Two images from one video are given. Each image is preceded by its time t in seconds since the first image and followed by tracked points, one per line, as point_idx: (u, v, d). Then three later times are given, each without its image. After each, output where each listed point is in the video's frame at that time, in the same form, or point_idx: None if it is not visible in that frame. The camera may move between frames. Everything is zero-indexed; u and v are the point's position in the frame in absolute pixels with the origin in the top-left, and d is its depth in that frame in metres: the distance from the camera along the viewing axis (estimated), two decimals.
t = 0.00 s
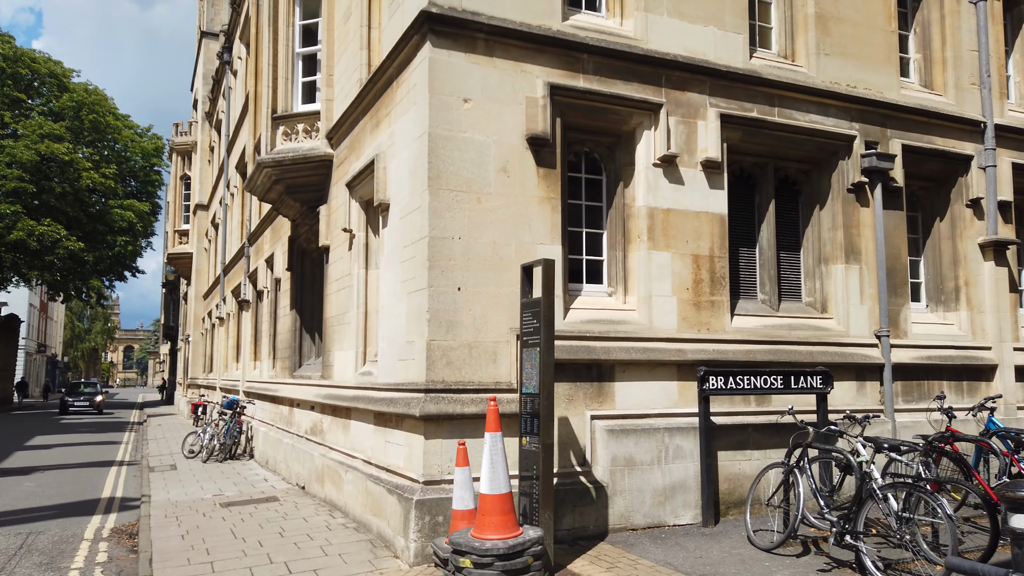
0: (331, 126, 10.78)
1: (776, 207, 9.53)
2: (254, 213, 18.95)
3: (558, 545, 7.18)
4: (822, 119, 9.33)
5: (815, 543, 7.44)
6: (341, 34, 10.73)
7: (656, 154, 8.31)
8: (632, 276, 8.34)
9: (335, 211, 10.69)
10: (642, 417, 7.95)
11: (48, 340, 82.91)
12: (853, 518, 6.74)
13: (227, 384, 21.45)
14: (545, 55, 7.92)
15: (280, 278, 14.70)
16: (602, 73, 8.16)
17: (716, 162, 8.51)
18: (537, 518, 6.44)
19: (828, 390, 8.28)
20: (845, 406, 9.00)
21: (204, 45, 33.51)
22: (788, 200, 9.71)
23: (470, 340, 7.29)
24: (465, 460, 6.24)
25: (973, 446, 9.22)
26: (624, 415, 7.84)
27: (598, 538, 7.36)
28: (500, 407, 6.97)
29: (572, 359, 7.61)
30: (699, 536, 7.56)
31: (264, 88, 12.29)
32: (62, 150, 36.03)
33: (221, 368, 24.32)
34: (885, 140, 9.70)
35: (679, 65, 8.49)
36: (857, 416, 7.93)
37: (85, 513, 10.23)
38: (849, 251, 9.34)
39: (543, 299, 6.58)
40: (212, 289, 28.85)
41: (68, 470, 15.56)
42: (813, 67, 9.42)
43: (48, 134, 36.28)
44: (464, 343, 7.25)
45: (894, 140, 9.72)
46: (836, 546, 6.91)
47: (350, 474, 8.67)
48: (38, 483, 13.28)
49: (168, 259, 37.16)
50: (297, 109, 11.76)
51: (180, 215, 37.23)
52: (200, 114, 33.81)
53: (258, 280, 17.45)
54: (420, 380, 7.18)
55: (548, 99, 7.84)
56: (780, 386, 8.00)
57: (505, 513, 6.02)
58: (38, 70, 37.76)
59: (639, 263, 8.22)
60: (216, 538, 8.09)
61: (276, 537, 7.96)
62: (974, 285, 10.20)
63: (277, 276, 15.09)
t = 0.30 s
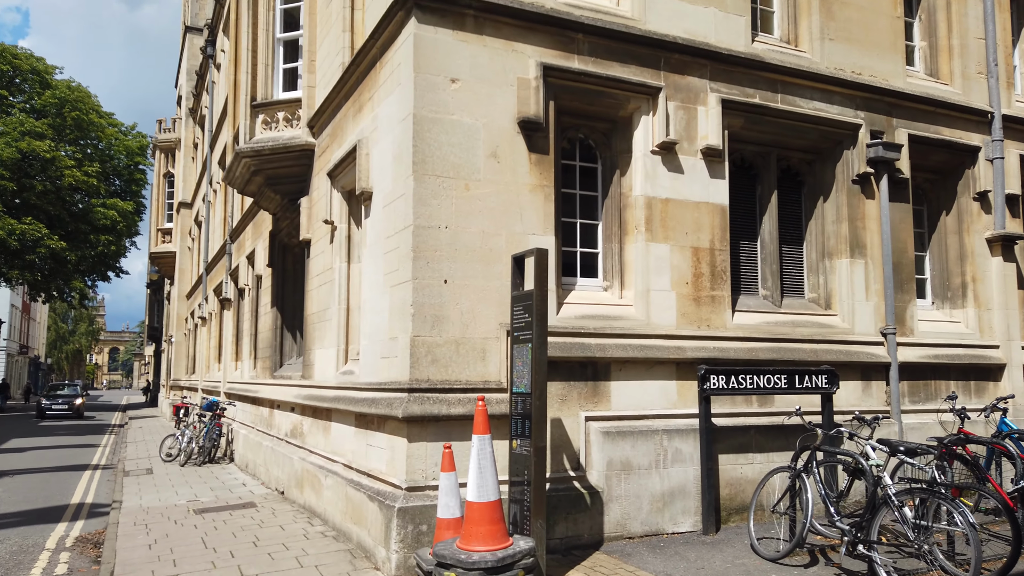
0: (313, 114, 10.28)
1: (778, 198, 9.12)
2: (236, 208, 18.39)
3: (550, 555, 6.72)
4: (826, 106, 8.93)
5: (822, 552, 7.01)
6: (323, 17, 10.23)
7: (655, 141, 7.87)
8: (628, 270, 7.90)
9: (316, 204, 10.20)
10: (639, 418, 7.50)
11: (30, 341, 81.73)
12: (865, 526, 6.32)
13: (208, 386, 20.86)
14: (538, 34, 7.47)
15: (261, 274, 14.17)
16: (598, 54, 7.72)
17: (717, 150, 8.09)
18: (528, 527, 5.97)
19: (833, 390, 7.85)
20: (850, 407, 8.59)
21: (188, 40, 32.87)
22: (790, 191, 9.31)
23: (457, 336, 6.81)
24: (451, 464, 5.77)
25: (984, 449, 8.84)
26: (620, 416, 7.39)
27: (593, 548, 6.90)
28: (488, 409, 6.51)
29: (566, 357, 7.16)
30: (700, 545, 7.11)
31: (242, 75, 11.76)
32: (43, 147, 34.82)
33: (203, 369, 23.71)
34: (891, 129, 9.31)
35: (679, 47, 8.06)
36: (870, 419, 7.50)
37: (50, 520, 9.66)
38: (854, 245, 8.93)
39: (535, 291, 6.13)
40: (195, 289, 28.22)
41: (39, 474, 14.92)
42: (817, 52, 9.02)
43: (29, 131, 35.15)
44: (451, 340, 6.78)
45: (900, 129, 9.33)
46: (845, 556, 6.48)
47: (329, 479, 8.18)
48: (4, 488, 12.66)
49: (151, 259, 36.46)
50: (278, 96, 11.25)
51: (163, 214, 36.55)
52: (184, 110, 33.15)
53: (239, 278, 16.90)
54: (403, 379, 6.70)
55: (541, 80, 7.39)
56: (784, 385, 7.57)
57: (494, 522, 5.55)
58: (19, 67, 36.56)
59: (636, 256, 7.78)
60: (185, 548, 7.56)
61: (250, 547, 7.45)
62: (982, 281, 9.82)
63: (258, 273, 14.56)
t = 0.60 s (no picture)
0: (281, 99, 9.79)
1: (768, 187, 8.75)
2: (208, 202, 17.80)
3: (528, 563, 6.29)
4: (818, 92, 8.57)
5: (816, 558, 6.63)
6: None
7: (640, 124, 7.47)
8: (612, 260, 7.49)
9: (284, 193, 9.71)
10: (624, 417, 7.09)
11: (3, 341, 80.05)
12: (864, 531, 5.95)
13: (180, 386, 20.23)
14: (517, 9, 7.04)
15: (231, 269, 13.63)
16: (580, 31, 7.30)
17: (705, 134, 7.70)
18: (504, 534, 5.53)
19: (825, 386, 7.48)
20: (842, 404, 8.22)
21: (163, 32, 32.10)
22: (780, 180, 8.94)
23: (429, 329, 6.36)
24: (420, 467, 5.33)
25: (981, 448, 8.51)
26: (602, 415, 6.98)
27: (574, 555, 6.47)
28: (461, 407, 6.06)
29: (545, 351, 6.73)
30: (687, 551, 6.70)
31: (209, 59, 11.24)
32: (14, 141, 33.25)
33: (176, 369, 23.03)
34: (884, 116, 8.97)
35: (665, 25, 7.67)
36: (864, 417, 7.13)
37: None
38: (846, 236, 8.57)
39: (512, 279, 5.69)
40: (168, 287, 27.50)
41: None
42: (807, 35, 8.66)
43: None
44: (422, 333, 6.33)
45: (893, 117, 8.99)
46: (842, 562, 6.10)
47: (295, 483, 7.69)
48: None
49: (125, 256, 35.62)
50: (245, 81, 10.76)
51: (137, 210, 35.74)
52: (159, 104, 32.38)
53: (211, 274, 16.32)
54: (371, 375, 6.24)
55: (520, 58, 6.96)
56: (775, 382, 7.19)
57: (466, 529, 5.10)
58: None
59: (621, 246, 7.38)
60: (138, 557, 7.04)
61: (207, 556, 6.94)
62: (976, 274, 9.49)
63: (228, 268, 14.02)
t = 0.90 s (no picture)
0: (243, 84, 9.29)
1: (755, 178, 8.35)
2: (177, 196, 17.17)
3: None
4: (807, 78, 8.18)
5: (807, 569, 6.23)
6: None
7: (621, 109, 7.03)
8: (592, 253, 7.06)
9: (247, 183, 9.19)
10: (603, 420, 6.65)
11: None
12: (859, 542, 5.54)
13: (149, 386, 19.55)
14: None
15: (197, 265, 13.05)
16: (557, 9, 6.86)
17: (690, 120, 7.27)
18: (472, 549, 5.06)
19: (815, 387, 7.07)
20: (832, 406, 7.84)
21: (136, 24, 31.26)
22: (767, 171, 8.54)
23: (393, 326, 5.89)
24: (381, 476, 4.85)
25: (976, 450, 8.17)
26: (580, 418, 6.54)
27: (549, 568, 6.02)
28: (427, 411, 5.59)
29: (520, 350, 6.28)
30: (670, 562, 6.26)
31: (170, 43, 10.67)
32: None
33: (146, 368, 22.33)
34: (875, 105, 8.60)
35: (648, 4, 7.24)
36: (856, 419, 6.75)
37: None
38: (836, 229, 8.19)
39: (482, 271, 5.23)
40: (140, 285, 26.76)
41: None
42: (796, 19, 8.27)
43: None
44: (385, 330, 5.86)
45: (885, 105, 8.62)
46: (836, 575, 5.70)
47: (252, 491, 7.19)
48: None
49: (97, 253, 34.74)
50: (208, 65, 10.24)
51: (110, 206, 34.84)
52: (132, 97, 31.53)
53: (178, 270, 15.71)
54: (329, 375, 5.75)
55: (493, 36, 6.50)
56: (763, 382, 6.77)
57: (428, 546, 4.63)
58: None
59: (601, 238, 6.94)
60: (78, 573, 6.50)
61: (154, 571, 6.42)
62: (969, 270, 9.16)
63: (193, 263, 13.44)
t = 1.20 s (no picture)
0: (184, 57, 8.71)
1: (726, 161, 7.98)
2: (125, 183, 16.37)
3: None
4: (781, 57, 7.83)
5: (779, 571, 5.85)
6: None
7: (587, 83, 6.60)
8: (555, 236, 6.62)
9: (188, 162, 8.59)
10: (565, 414, 6.21)
11: None
12: (836, 543, 5.17)
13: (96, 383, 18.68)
14: None
15: (141, 254, 12.36)
16: None
17: (658, 96, 6.86)
18: (417, 556, 4.59)
19: (787, 379, 6.68)
20: (804, 399, 7.50)
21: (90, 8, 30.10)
22: (738, 155, 8.18)
23: (336, 311, 5.38)
24: (318, 476, 4.36)
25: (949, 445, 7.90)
26: (540, 412, 6.10)
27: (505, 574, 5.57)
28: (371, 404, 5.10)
29: (475, 339, 5.81)
30: (634, 566, 5.84)
31: (109, 14, 10.00)
32: None
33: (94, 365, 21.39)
34: (849, 87, 8.28)
35: None
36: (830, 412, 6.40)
37: None
38: (809, 215, 7.86)
39: (431, 250, 4.75)
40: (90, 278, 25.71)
41: None
42: None
43: None
44: (327, 316, 5.35)
45: (859, 88, 8.31)
46: None
47: (186, 493, 6.62)
48: None
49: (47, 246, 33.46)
50: (149, 38, 9.62)
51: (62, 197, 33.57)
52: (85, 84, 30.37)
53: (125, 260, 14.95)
54: (264, 366, 5.23)
55: None
56: (732, 373, 6.38)
57: (366, 554, 4.15)
58: None
59: (565, 220, 6.51)
60: None
61: None
62: (942, 260, 8.90)
63: (138, 252, 12.74)
